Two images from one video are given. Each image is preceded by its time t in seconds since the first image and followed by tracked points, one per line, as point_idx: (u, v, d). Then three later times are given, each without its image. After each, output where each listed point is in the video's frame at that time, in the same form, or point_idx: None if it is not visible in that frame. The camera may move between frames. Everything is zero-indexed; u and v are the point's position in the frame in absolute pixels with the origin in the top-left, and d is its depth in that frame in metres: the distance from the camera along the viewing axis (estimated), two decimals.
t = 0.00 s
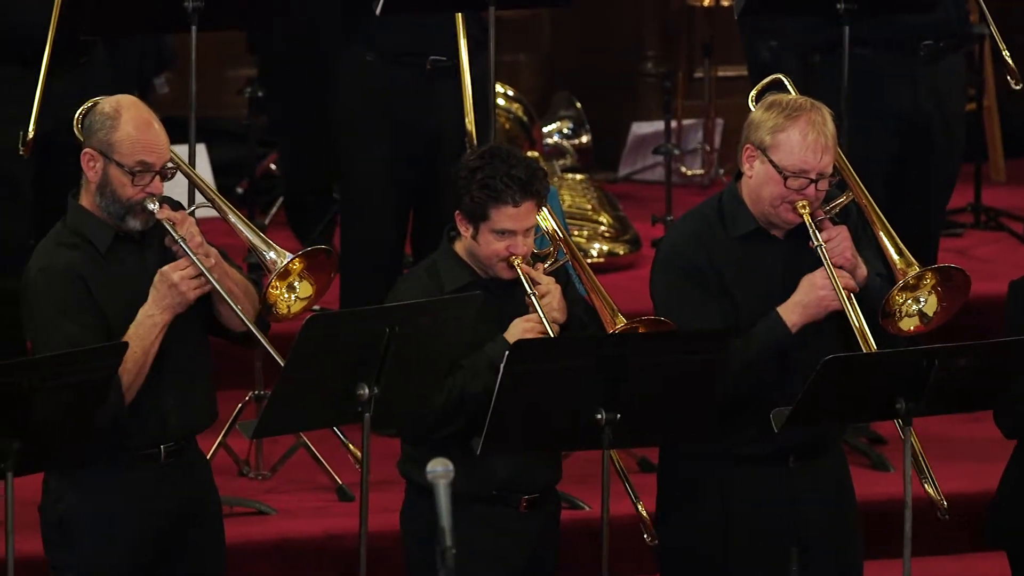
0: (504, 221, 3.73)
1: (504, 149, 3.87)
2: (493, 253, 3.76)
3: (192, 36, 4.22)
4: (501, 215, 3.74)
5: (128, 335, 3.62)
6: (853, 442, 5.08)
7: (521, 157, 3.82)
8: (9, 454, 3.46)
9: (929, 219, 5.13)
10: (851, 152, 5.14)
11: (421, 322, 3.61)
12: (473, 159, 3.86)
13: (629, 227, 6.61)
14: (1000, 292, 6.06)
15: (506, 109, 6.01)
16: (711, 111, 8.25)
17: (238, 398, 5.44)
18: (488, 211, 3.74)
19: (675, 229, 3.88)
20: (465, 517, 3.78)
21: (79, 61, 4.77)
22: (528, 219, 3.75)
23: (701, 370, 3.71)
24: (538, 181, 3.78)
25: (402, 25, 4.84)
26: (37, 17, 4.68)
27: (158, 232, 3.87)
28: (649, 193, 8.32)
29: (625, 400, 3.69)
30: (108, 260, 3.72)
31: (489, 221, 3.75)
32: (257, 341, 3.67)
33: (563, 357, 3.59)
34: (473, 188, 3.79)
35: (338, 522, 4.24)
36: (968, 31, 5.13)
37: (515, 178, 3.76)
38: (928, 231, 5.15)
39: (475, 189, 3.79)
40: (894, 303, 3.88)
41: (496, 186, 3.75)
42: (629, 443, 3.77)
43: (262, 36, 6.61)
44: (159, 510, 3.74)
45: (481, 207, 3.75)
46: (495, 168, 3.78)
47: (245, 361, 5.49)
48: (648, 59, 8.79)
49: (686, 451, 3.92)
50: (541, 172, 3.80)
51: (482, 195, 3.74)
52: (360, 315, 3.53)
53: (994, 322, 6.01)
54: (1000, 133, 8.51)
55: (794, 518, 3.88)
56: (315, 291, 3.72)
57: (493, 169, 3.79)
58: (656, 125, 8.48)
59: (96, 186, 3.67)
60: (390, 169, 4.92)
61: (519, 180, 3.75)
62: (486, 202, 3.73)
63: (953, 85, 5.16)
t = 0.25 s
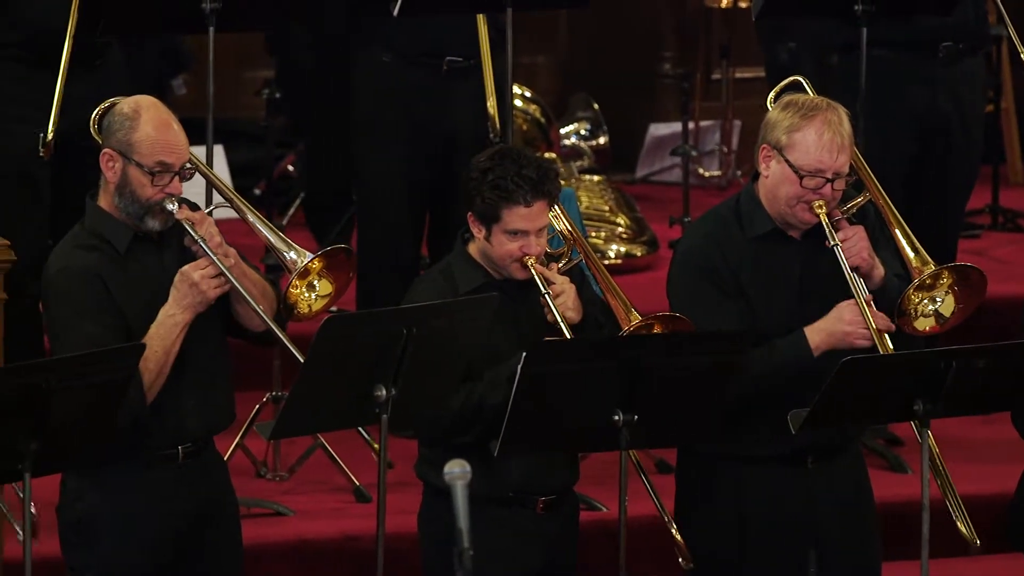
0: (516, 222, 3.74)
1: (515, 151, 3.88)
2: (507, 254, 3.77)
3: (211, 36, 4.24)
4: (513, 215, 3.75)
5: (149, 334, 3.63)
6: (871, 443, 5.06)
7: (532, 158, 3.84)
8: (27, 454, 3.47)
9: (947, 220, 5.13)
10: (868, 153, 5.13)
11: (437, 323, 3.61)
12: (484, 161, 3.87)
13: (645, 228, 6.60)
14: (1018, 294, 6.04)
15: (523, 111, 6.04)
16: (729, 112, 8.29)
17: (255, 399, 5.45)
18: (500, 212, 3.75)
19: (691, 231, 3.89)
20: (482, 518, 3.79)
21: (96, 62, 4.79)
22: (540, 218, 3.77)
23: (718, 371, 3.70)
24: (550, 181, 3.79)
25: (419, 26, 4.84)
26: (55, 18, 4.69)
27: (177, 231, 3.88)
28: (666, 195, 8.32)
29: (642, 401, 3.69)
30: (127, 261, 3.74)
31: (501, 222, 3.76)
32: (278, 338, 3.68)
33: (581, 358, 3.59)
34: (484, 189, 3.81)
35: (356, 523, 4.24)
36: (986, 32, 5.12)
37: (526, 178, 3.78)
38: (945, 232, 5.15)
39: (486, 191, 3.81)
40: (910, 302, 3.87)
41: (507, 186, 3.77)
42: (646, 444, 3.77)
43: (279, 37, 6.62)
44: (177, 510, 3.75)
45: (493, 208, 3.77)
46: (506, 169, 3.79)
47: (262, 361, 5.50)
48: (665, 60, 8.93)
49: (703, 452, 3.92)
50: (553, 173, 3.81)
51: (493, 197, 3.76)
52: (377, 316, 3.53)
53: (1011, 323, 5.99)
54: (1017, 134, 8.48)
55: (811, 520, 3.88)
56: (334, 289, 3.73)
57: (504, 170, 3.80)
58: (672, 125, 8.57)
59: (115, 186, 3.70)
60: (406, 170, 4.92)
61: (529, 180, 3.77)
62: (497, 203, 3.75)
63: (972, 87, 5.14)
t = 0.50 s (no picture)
0: (534, 225, 3.67)
1: (532, 152, 3.79)
2: (525, 257, 3.71)
3: (229, 37, 4.23)
4: (530, 219, 3.68)
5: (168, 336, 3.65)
6: (890, 445, 5.05)
7: (549, 160, 3.76)
8: (47, 455, 3.48)
9: (968, 221, 5.12)
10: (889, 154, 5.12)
11: (456, 325, 3.61)
12: (500, 163, 3.79)
13: (665, 229, 6.59)
14: None
15: (542, 112, 6.04)
16: (748, 114, 8.15)
17: (274, 399, 5.46)
18: (517, 215, 3.68)
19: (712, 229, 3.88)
20: (502, 519, 3.77)
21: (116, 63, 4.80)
22: (558, 221, 3.69)
23: (737, 372, 3.70)
24: (567, 183, 3.72)
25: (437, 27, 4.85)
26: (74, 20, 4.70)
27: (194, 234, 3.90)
28: (685, 196, 8.32)
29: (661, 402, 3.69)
30: (146, 262, 3.75)
31: (518, 226, 3.69)
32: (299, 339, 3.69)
33: (600, 359, 3.58)
34: (501, 192, 3.73)
35: (375, 524, 4.24)
36: (1007, 35, 5.12)
37: (544, 181, 3.70)
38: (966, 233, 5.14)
39: (503, 194, 3.73)
40: (930, 304, 3.85)
41: (525, 190, 3.69)
42: (666, 445, 3.77)
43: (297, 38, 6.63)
44: (197, 510, 3.76)
45: (511, 212, 3.69)
46: (523, 172, 3.71)
47: (279, 362, 5.50)
48: (685, 61, 8.79)
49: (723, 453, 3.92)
50: (570, 175, 3.74)
51: (510, 200, 3.69)
52: (398, 318, 3.54)
53: None
54: None
55: (830, 521, 3.87)
56: (353, 290, 3.73)
57: (521, 173, 3.72)
58: (692, 127, 8.40)
59: (135, 187, 3.72)
60: (424, 171, 4.92)
61: (547, 183, 3.69)
62: (514, 206, 3.68)
63: (993, 88, 5.13)
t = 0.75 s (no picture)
0: (555, 225, 3.66)
1: (552, 153, 3.79)
2: (545, 257, 3.69)
3: (250, 38, 4.18)
4: (550, 219, 3.67)
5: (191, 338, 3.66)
6: (911, 445, 5.04)
7: (570, 160, 3.75)
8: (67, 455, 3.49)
9: (989, 222, 5.12)
10: (911, 154, 5.10)
11: (475, 325, 3.61)
12: (519, 164, 3.78)
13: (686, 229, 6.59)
14: None
15: (563, 111, 6.04)
16: (768, 114, 8.22)
17: (294, 399, 5.46)
18: (537, 216, 3.67)
19: (733, 230, 3.88)
20: (523, 519, 3.76)
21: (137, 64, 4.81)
22: (578, 221, 3.68)
23: (758, 371, 3.69)
24: (587, 184, 3.71)
25: (456, 27, 4.84)
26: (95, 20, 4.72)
27: (214, 235, 3.90)
28: (706, 196, 8.38)
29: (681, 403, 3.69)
30: (166, 262, 3.76)
31: (538, 226, 3.68)
32: (317, 342, 3.68)
33: (620, 360, 3.58)
34: (522, 193, 3.71)
35: (394, 525, 4.24)
36: None
37: (564, 182, 3.69)
38: (987, 232, 5.14)
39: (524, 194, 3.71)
40: (949, 305, 3.86)
41: (545, 190, 3.68)
42: (686, 446, 3.76)
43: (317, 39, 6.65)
44: (216, 510, 3.76)
45: (531, 212, 3.67)
46: (544, 173, 3.70)
47: (299, 362, 5.50)
48: (705, 61, 8.87)
49: (743, 454, 3.91)
50: (589, 177, 3.73)
51: (530, 201, 3.67)
52: (417, 318, 3.54)
53: None
54: None
55: (851, 522, 3.86)
56: (372, 296, 3.73)
57: (541, 174, 3.71)
58: (714, 127, 8.62)
59: (157, 188, 3.73)
60: (443, 170, 4.92)
61: (567, 183, 3.68)
62: (534, 207, 3.66)
63: (1016, 88, 5.12)
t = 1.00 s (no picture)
0: (576, 226, 3.66)
1: (574, 154, 3.80)
2: (566, 257, 3.69)
3: (271, 38, 4.19)
4: (572, 220, 3.67)
5: (214, 336, 3.67)
6: (932, 445, 5.03)
7: (592, 161, 3.76)
8: (88, 454, 3.50)
9: (1012, 221, 5.11)
10: (931, 153, 5.11)
11: (495, 326, 3.61)
12: (541, 165, 3.79)
13: (706, 230, 6.58)
14: None
15: (583, 112, 6.02)
16: (789, 114, 8.21)
17: (313, 399, 5.47)
18: (559, 217, 3.66)
19: (755, 231, 3.89)
20: (543, 520, 3.77)
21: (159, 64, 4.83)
22: (600, 222, 3.69)
23: (779, 371, 3.70)
24: (609, 185, 3.71)
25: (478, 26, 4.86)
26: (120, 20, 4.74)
27: (236, 234, 3.91)
28: (726, 195, 8.37)
29: (701, 403, 3.69)
30: (188, 261, 3.76)
31: (559, 226, 3.68)
32: (338, 338, 3.67)
33: (640, 360, 3.58)
34: (544, 193, 3.72)
35: (415, 524, 4.24)
36: None
37: (586, 182, 3.70)
38: (1010, 233, 5.12)
39: (546, 195, 3.71)
40: (968, 305, 3.87)
41: (567, 191, 3.68)
42: (706, 446, 3.76)
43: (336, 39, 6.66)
44: (237, 511, 3.76)
45: (553, 212, 3.68)
46: (566, 174, 3.70)
47: (319, 362, 5.51)
48: (726, 60, 8.88)
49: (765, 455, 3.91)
50: (611, 178, 3.73)
51: (552, 201, 3.67)
52: (438, 319, 3.55)
53: None
54: None
55: (871, 523, 3.86)
56: (394, 292, 3.74)
57: (563, 175, 3.71)
58: (734, 127, 8.57)
59: (178, 187, 3.75)
60: (462, 170, 4.92)
61: (589, 184, 3.68)
62: (557, 208, 3.66)
63: None
